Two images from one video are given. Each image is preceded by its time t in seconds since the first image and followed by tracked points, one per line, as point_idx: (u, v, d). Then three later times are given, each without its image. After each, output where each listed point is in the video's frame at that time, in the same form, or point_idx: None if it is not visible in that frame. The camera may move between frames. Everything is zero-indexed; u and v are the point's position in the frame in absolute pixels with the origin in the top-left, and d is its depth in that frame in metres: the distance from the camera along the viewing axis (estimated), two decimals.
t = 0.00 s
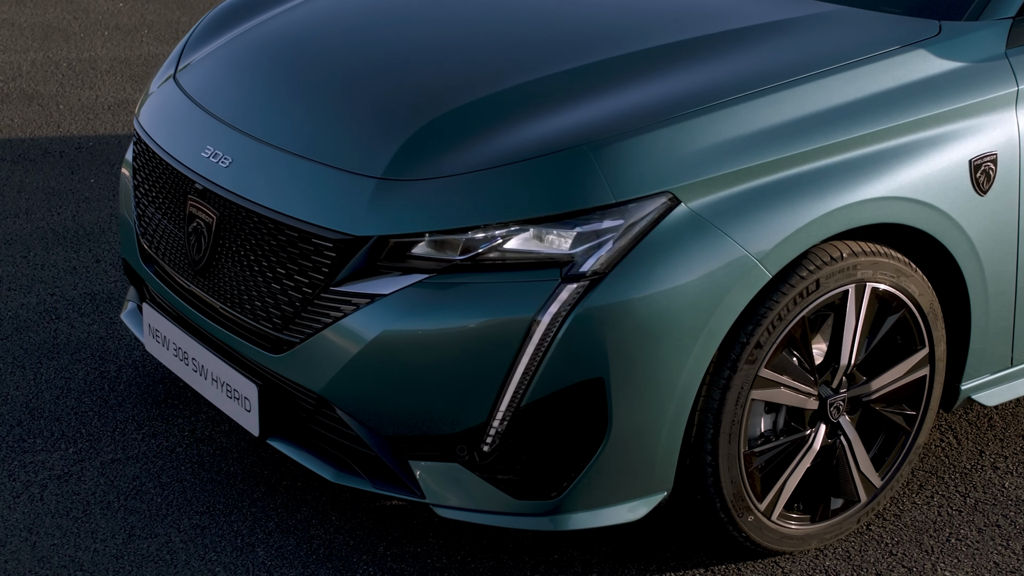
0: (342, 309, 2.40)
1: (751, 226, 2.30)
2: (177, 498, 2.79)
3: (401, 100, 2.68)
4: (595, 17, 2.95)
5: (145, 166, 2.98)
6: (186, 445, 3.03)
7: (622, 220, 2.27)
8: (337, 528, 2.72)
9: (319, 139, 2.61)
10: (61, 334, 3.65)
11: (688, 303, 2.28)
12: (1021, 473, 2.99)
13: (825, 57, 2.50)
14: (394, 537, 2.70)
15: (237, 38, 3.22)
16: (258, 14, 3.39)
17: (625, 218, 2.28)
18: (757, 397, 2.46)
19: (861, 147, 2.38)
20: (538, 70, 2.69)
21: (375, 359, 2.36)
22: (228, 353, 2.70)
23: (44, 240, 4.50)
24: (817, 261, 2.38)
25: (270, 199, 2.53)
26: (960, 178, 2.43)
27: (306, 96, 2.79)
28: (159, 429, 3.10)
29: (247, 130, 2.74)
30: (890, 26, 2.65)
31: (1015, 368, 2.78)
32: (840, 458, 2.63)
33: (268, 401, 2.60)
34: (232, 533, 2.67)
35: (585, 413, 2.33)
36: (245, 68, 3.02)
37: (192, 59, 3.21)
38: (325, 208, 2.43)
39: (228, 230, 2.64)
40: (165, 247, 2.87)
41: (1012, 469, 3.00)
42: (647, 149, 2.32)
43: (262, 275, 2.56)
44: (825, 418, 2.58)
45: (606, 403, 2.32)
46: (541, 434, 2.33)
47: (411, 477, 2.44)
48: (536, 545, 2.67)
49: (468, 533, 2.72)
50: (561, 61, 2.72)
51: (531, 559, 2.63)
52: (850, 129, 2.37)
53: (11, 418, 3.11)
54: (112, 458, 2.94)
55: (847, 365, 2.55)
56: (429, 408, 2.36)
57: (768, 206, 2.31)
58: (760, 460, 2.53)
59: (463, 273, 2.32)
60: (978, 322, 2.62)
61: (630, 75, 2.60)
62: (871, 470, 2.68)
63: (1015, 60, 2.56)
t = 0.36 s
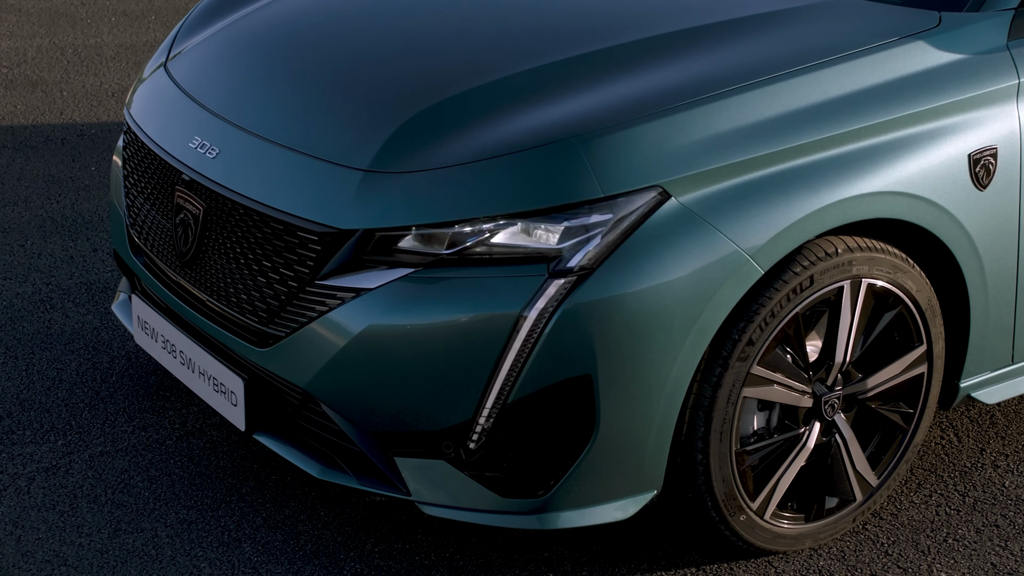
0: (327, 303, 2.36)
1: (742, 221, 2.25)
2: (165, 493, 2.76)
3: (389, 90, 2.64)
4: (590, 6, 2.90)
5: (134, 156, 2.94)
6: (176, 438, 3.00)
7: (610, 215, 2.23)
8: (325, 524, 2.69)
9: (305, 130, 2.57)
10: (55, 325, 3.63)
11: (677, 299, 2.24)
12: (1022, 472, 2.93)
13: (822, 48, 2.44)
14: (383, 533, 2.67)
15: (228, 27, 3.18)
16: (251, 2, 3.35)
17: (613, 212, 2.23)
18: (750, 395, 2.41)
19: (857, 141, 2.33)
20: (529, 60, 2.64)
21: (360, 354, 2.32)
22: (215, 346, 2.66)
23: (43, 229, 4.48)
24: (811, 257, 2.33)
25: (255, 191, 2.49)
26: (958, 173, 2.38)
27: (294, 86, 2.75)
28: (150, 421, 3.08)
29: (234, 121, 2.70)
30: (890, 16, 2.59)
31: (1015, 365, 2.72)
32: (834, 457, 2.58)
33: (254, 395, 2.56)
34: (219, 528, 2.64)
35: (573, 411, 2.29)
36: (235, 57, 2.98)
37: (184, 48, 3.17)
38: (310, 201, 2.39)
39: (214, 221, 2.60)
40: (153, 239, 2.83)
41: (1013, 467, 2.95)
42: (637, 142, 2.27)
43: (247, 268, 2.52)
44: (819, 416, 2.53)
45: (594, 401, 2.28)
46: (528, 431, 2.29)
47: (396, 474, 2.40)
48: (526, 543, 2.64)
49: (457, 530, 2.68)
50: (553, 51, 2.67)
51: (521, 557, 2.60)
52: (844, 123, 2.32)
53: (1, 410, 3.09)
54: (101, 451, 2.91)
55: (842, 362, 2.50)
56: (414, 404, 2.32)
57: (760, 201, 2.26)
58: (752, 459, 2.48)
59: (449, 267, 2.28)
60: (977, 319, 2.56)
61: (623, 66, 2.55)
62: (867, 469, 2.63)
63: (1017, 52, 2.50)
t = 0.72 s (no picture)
0: (314, 296, 2.32)
1: (736, 216, 2.21)
2: (155, 486, 2.73)
3: (380, 80, 2.60)
4: None
5: (126, 146, 2.91)
6: (169, 430, 2.97)
7: (601, 209, 2.19)
8: (316, 519, 2.66)
9: (295, 120, 2.53)
10: (52, 314, 3.62)
11: (669, 296, 2.20)
12: None
13: (820, 39, 2.39)
14: (373, 529, 2.64)
15: (223, 15, 3.15)
16: None
17: (604, 207, 2.19)
18: (744, 392, 2.37)
19: (854, 134, 2.28)
20: (523, 50, 2.59)
21: (347, 349, 2.29)
22: (204, 338, 2.63)
23: (44, 218, 4.48)
24: (807, 253, 2.29)
25: (243, 182, 2.45)
26: (958, 167, 2.33)
27: (286, 75, 2.71)
28: (143, 413, 3.05)
29: (224, 110, 2.66)
30: (892, 7, 2.53)
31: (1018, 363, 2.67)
32: (831, 456, 2.54)
33: (242, 389, 2.52)
34: (208, 522, 2.61)
35: (562, 408, 2.25)
36: (228, 45, 2.94)
37: (178, 36, 3.13)
38: (298, 193, 2.35)
39: (203, 212, 2.56)
40: (145, 230, 2.80)
41: (1016, 466, 2.90)
42: (629, 135, 2.23)
43: (236, 260, 2.48)
44: (816, 414, 2.48)
45: (583, 398, 2.24)
46: (517, 428, 2.26)
47: (383, 470, 2.37)
48: (518, 541, 2.61)
49: (449, 527, 2.65)
50: (548, 41, 2.62)
51: (512, 554, 2.56)
52: (842, 116, 2.27)
53: None
54: (92, 443, 2.89)
55: (840, 359, 2.45)
56: (402, 400, 2.29)
57: (755, 196, 2.22)
58: (746, 458, 2.44)
59: (438, 261, 2.24)
60: (979, 316, 2.51)
61: (618, 56, 2.50)
62: (865, 468, 2.59)
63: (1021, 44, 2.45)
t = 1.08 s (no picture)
0: (303, 290, 2.29)
1: (730, 211, 2.17)
2: (148, 478, 2.71)
3: (374, 70, 2.56)
4: None
5: (121, 135, 2.88)
6: (164, 422, 2.95)
7: (593, 203, 2.15)
8: (308, 514, 2.63)
9: (287, 111, 2.50)
10: (51, 304, 3.61)
11: (662, 292, 2.16)
12: None
13: (821, 31, 2.34)
14: (365, 524, 2.61)
15: (220, 3, 3.11)
16: None
17: (596, 201, 2.15)
18: (740, 390, 2.33)
19: (853, 129, 2.23)
20: (519, 40, 2.55)
21: (335, 343, 2.25)
22: (195, 330, 2.60)
23: (49, 207, 4.47)
24: (804, 249, 2.24)
25: (233, 173, 2.42)
26: (961, 162, 2.28)
27: (279, 64, 2.68)
28: (139, 404, 3.03)
29: (217, 100, 2.63)
30: None
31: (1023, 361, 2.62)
32: (829, 454, 2.49)
33: (232, 382, 2.50)
34: (200, 516, 2.58)
35: (553, 404, 2.21)
36: (223, 33, 2.91)
37: (175, 25, 3.11)
38: (287, 185, 2.32)
39: (194, 203, 2.53)
40: (138, 220, 2.78)
41: (1021, 466, 2.84)
42: (622, 129, 2.19)
43: (226, 252, 2.45)
44: (814, 413, 2.44)
45: (574, 395, 2.20)
46: (507, 425, 2.22)
47: (371, 466, 2.34)
48: (511, 538, 2.58)
49: (441, 523, 2.62)
50: (544, 31, 2.57)
51: (505, 552, 2.53)
52: (840, 110, 2.23)
53: None
54: (87, 435, 2.87)
55: (838, 357, 2.41)
56: (390, 395, 2.25)
57: (749, 191, 2.18)
58: (742, 456, 2.40)
59: (428, 255, 2.20)
60: (982, 313, 2.46)
61: (614, 47, 2.45)
62: (865, 467, 2.54)
63: None
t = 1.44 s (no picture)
0: (293, 283, 2.25)
1: (727, 207, 2.12)
2: (142, 471, 2.69)
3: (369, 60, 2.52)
4: None
5: (118, 125, 2.86)
6: (162, 413, 2.93)
7: (587, 198, 2.11)
8: (303, 509, 2.61)
9: (281, 101, 2.47)
10: (54, 293, 3.60)
11: (656, 288, 2.12)
12: None
13: (824, 23, 2.29)
14: (359, 520, 2.58)
15: None
16: None
17: (590, 195, 2.11)
18: (737, 389, 2.29)
19: (854, 124, 2.19)
20: (516, 30, 2.50)
21: (325, 338, 2.22)
22: (189, 322, 2.58)
23: (56, 195, 4.47)
24: (803, 246, 2.20)
25: (226, 164, 2.39)
26: (964, 159, 2.24)
27: (276, 53, 2.65)
28: (137, 395, 3.02)
29: (212, 90, 2.60)
30: None
31: None
32: (829, 454, 2.45)
33: (225, 375, 2.47)
34: (192, 510, 2.56)
35: (544, 402, 2.18)
36: (221, 22, 2.88)
37: (174, 13, 3.08)
38: (279, 176, 2.29)
39: (188, 194, 2.51)
40: (134, 210, 2.76)
41: None
42: (617, 122, 2.15)
43: (218, 244, 2.43)
44: (814, 412, 2.40)
45: (566, 392, 2.16)
46: (498, 423, 2.19)
47: (361, 461, 2.31)
48: (506, 535, 2.55)
49: (436, 519, 2.60)
50: (542, 21, 2.53)
51: (500, 550, 2.50)
52: (841, 105, 2.19)
53: None
54: (83, 426, 2.86)
55: (839, 356, 2.36)
56: (381, 391, 2.22)
57: (748, 186, 2.14)
58: (739, 455, 2.36)
59: (419, 250, 2.16)
60: (987, 312, 2.40)
61: (613, 38, 2.40)
62: (866, 467, 2.50)
63: None
